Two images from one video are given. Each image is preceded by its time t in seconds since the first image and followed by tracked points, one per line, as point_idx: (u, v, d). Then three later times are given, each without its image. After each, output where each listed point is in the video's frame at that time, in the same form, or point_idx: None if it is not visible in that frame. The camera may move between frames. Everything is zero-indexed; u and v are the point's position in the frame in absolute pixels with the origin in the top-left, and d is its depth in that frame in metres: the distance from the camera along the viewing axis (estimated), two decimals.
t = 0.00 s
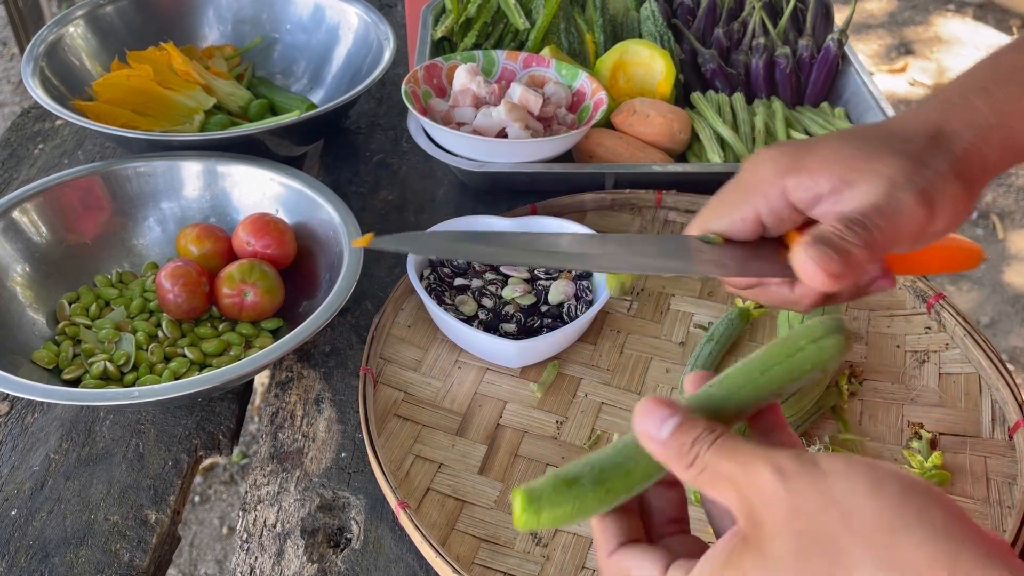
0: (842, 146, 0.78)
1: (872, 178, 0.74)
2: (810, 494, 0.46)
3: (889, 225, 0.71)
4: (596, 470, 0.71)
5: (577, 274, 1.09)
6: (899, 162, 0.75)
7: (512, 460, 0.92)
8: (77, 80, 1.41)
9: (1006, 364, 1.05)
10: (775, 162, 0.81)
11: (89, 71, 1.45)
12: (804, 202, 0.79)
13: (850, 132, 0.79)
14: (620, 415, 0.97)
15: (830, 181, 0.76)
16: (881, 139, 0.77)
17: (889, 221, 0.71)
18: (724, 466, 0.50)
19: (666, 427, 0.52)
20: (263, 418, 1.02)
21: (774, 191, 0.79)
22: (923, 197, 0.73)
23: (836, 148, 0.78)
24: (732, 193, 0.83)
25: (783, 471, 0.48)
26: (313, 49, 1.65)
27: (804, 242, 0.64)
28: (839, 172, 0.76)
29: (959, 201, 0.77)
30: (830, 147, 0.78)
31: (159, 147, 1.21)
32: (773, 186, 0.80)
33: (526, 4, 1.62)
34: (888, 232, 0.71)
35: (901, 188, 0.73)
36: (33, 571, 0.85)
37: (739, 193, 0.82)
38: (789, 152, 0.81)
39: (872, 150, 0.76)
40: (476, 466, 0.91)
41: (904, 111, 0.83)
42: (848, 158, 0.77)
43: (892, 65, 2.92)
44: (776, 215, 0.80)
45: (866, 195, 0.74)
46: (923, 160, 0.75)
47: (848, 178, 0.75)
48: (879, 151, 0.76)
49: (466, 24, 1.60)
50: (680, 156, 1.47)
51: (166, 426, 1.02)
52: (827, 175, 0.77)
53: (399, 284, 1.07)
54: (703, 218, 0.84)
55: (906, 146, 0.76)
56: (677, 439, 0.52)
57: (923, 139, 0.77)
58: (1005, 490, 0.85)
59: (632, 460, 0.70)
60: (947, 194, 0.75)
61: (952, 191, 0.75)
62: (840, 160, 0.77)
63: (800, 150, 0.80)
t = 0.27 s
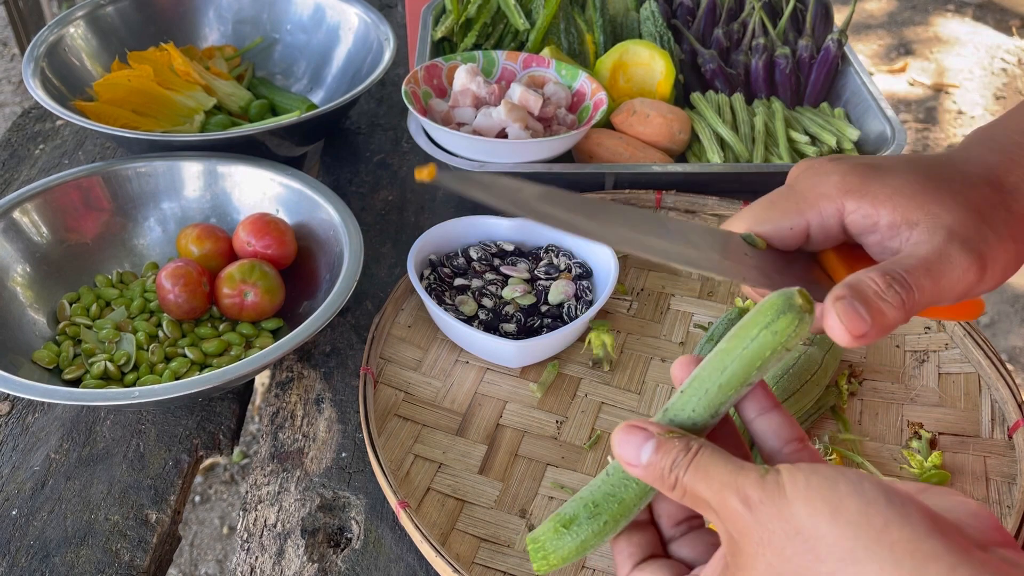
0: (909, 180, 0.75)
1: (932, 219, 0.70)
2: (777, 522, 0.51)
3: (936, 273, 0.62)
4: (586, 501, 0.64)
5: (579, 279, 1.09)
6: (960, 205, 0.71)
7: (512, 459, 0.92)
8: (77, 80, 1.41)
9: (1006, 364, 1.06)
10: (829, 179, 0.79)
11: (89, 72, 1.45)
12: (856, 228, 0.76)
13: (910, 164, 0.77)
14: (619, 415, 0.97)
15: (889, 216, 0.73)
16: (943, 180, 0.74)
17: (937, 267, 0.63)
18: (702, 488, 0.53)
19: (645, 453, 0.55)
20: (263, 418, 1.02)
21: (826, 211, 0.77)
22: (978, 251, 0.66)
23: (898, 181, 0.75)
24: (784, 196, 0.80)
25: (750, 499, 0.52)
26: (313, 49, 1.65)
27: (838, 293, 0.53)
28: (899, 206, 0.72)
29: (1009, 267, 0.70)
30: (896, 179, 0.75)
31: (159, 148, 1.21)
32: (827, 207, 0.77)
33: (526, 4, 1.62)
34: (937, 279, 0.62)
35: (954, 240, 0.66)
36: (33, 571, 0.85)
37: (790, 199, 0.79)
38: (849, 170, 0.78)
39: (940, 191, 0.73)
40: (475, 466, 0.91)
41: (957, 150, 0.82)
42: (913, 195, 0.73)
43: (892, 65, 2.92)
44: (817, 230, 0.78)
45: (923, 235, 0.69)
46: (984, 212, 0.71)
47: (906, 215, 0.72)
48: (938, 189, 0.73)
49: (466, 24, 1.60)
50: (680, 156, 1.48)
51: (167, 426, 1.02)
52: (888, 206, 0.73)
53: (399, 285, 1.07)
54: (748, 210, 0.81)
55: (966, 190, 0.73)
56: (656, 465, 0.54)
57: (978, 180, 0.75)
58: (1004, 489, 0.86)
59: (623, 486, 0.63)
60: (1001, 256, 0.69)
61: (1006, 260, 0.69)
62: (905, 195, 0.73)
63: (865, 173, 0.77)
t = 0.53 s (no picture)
0: (897, 183, 0.74)
1: (913, 224, 0.69)
2: (772, 530, 0.52)
3: (907, 279, 0.62)
4: (585, 514, 0.63)
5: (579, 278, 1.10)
6: (941, 212, 0.70)
7: (512, 459, 0.92)
8: (77, 80, 1.41)
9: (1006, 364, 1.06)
10: (816, 174, 0.78)
11: (89, 72, 1.45)
12: (839, 228, 0.75)
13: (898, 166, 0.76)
14: (619, 415, 0.97)
15: (874, 216, 0.72)
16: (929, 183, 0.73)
17: (907, 272, 0.62)
18: (698, 495, 0.53)
19: (641, 457, 0.54)
20: (263, 418, 1.02)
21: (813, 208, 0.75)
22: (953, 261, 0.66)
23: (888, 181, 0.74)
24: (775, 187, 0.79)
25: (747, 505, 0.52)
26: (313, 49, 1.65)
27: (801, 285, 0.54)
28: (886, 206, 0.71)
29: (982, 283, 0.70)
30: (884, 180, 0.74)
31: (159, 148, 1.21)
32: (815, 203, 0.75)
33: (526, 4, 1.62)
34: (909, 282, 0.62)
35: (930, 249, 0.66)
36: (33, 570, 0.85)
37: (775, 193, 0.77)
38: (838, 169, 0.77)
39: (927, 196, 0.72)
40: (476, 466, 0.91)
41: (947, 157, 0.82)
42: (901, 197, 0.72)
43: (892, 65, 2.92)
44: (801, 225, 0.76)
45: (903, 239, 0.68)
46: (965, 224, 0.70)
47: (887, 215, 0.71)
48: (924, 195, 0.72)
49: (466, 24, 1.60)
50: (680, 156, 1.48)
51: (167, 426, 1.02)
52: (874, 208, 0.72)
53: (399, 285, 1.07)
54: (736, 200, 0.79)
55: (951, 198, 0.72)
56: (652, 469, 0.54)
57: (965, 189, 0.74)
58: (1004, 489, 0.86)
59: (620, 496, 0.62)
60: (978, 270, 0.68)
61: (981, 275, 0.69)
62: (893, 195, 0.72)
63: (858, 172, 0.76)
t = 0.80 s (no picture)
0: (886, 180, 0.73)
1: (896, 222, 0.69)
2: (756, 496, 0.52)
3: (884, 277, 0.63)
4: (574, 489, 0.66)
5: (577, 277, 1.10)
6: (925, 214, 0.70)
7: (512, 460, 0.92)
8: (77, 80, 1.41)
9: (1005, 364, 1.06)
10: (808, 162, 0.76)
11: (89, 72, 1.45)
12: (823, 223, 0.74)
13: (889, 162, 0.76)
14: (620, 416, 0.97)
15: (859, 211, 0.71)
16: (918, 184, 0.73)
17: (884, 271, 0.63)
18: (686, 467, 0.54)
19: (631, 430, 0.55)
20: (263, 418, 1.02)
21: (801, 200, 0.74)
22: (928, 265, 0.67)
23: (877, 178, 0.73)
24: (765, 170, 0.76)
25: (732, 474, 0.53)
26: (313, 49, 1.65)
27: (781, 268, 0.56)
28: (874, 203, 0.70)
29: (947, 288, 0.72)
30: (874, 177, 0.73)
31: (159, 148, 1.21)
32: (804, 195, 0.74)
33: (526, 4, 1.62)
34: (884, 280, 0.63)
35: (910, 251, 0.67)
36: (33, 571, 0.85)
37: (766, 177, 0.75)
38: (831, 164, 0.75)
39: (913, 196, 0.71)
40: (476, 466, 0.91)
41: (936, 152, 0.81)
42: (889, 194, 0.71)
43: (892, 65, 2.92)
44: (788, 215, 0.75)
45: (887, 237, 0.68)
46: (945, 230, 0.71)
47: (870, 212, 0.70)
48: (912, 195, 0.72)
49: (466, 24, 1.60)
50: (680, 156, 1.48)
51: (167, 426, 1.02)
52: (859, 207, 0.71)
53: (399, 285, 1.07)
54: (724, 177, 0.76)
55: (937, 201, 0.72)
56: (641, 441, 0.55)
57: (950, 192, 0.75)
58: (1004, 489, 0.86)
59: (607, 472, 0.65)
60: (946, 276, 0.70)
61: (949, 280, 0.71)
62: (884, 193, 0.71)
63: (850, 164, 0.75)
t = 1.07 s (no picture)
0: (892, 187, 0.72)
1: (902, 228, 0.68)
2: (750, 486, 0.53)
3: (890, 280, 0.62)
4: (578, 471, 0.67)
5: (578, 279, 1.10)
6: (930, 221, 0.70)
7: (512, 460, 0.92)
8: (77, 80, 1.41)
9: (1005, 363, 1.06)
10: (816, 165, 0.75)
11: (89, 72, 1.45)
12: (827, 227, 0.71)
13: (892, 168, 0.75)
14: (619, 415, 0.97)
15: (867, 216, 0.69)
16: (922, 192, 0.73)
17: (891, 274, 0.63)
18: (685, 454, 0.56)
19: (634, 416, 0.57)
20: (263, 418, 1.02)
21: (813, 207, 0.71)
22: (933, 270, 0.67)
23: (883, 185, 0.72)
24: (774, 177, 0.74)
25: (727, 464, 0.54)
26: (313, 49, 1.65)
27: (786, 267, 0.56)
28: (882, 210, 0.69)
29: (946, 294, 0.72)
30: (880, 183, 0.73)
31: (159, 148, 1.21)
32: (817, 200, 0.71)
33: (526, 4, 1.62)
34: (891, 281, 0.62)
35: (917, 256, 0.66)
36: (33, 571, 0.85)
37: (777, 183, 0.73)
38: (840, 170, 0.73)
39: (918, 204, 0.71)
40: (476, 466, 0.91)
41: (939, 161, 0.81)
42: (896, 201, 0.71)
43: (892, 65, 2.92)
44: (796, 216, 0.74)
45: (896, 241, 0.67)
46: (949, 238, 0.70)
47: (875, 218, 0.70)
48: (917, 202, 0.71)
49: (466, 24, 1.61)
50: (680, 156, 1.48)
51: (167, 426, 1.02)
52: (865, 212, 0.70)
53: (399, 285, 1.07)
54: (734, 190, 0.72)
55: (943, 210, 0.72)
56: (643, 428, 0.57)
57: (953, 200, 0.74)
58: (1004, 489, 0.86)
59: (611, 455, 0.66)
60: (947, 283, 0.70)
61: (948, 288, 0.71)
62: (890, 199, 0.71)
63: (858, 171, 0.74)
